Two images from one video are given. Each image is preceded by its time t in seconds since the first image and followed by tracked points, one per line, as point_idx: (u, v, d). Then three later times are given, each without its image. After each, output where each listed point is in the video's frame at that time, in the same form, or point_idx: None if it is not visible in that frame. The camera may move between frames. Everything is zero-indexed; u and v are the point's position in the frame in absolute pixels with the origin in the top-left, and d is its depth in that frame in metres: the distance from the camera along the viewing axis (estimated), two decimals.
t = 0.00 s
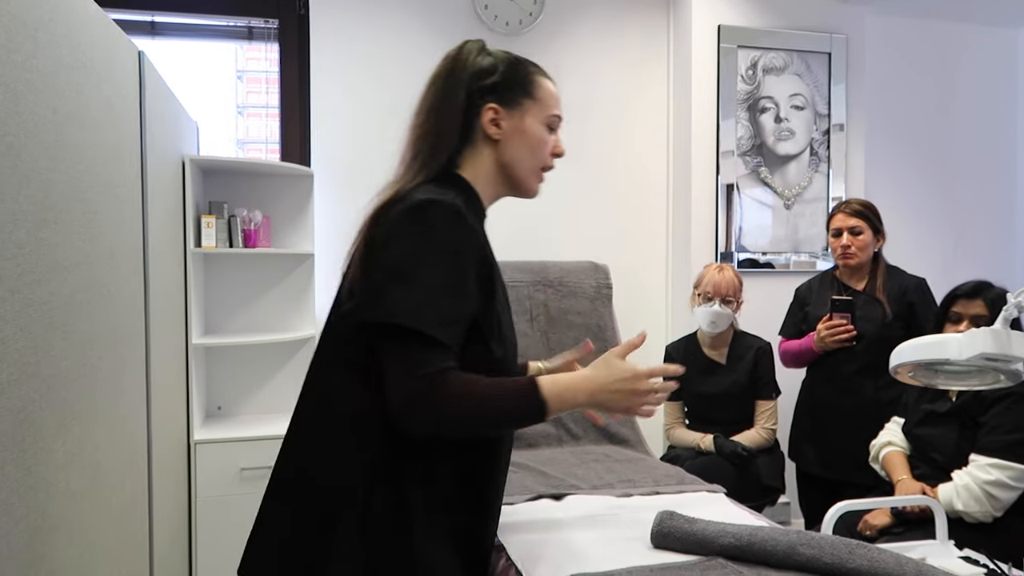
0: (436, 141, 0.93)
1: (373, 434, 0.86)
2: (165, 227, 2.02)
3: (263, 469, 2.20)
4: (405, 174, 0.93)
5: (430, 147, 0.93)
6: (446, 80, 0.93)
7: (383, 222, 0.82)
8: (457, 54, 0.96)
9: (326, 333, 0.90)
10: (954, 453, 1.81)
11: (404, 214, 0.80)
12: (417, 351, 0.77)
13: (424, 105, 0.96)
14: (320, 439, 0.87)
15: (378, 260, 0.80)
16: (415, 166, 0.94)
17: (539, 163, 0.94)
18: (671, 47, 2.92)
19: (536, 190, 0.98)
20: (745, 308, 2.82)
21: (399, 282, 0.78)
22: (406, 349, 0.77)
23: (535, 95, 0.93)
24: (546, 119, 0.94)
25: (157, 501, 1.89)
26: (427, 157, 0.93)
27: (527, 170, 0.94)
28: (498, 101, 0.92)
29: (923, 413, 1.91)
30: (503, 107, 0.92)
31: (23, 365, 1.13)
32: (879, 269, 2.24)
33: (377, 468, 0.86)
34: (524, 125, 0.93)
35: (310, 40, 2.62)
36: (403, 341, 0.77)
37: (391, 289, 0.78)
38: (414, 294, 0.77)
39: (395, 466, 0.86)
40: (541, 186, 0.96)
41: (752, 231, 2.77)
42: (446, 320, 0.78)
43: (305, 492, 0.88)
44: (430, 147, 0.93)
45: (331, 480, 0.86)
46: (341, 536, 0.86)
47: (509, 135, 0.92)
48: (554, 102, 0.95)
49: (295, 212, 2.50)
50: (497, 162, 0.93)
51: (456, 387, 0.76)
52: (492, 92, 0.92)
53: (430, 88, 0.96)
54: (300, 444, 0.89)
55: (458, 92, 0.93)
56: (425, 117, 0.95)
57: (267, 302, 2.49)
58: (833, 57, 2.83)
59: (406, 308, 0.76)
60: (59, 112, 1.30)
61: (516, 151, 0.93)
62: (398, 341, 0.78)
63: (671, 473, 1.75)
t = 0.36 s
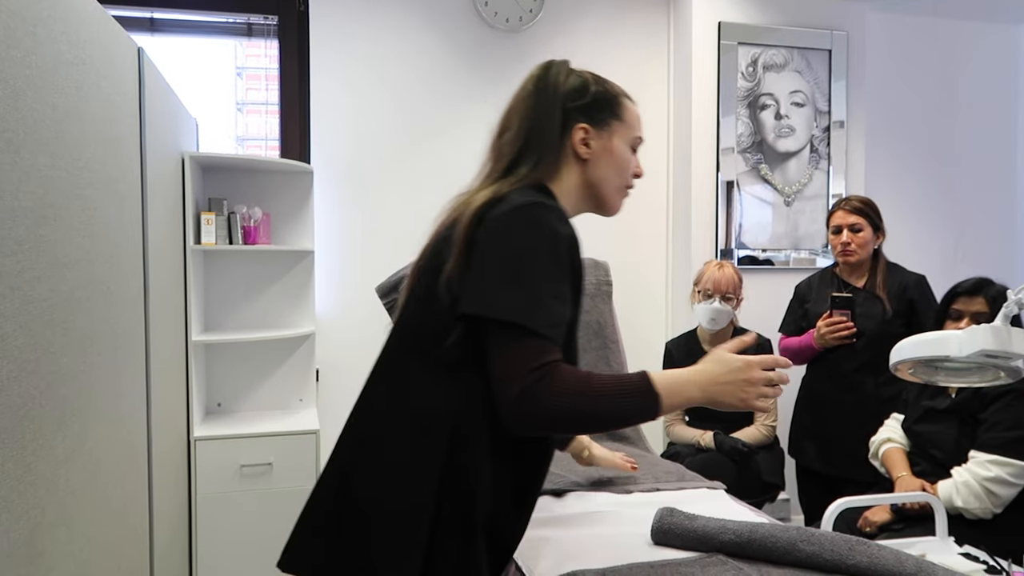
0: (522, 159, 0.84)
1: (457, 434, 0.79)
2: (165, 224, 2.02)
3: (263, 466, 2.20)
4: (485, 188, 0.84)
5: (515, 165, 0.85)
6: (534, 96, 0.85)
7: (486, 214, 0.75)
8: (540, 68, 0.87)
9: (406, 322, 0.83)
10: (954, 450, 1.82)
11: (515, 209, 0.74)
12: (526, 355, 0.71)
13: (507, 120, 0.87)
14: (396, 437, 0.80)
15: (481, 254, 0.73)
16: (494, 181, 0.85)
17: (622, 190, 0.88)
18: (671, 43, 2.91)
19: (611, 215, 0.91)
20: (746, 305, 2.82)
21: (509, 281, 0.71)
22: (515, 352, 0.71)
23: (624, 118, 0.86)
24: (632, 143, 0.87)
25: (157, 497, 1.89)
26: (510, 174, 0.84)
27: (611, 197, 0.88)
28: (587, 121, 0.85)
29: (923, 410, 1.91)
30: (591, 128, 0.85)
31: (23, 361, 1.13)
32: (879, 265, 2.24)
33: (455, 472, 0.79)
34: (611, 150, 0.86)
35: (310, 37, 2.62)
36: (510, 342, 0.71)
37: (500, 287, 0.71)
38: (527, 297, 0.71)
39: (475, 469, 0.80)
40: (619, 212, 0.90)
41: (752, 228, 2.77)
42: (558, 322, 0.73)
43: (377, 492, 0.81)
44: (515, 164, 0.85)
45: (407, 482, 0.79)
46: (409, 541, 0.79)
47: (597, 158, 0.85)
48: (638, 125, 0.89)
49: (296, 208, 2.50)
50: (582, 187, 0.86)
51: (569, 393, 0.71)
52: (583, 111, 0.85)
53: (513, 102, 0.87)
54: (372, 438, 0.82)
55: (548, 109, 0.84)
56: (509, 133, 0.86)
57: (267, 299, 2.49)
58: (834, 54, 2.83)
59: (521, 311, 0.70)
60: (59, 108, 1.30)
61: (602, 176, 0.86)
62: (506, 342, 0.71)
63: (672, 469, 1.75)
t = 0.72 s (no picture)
0: (615, 188, 0.94)
1: (583, 450, 0.86)
2: (169, 218, 2.02)
3: (268, 460, 2.21)
4: (585, 213, 0.94)
5: (608, 193, 0.95)
6: (626, 135, 0.96)
7: (644, 256, 0.86)
8: (624, 112, 1.00)
9: (531, 332, 0.86)
10: (958, 444, 1.82)
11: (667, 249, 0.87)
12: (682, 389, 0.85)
13: (596, 151, 0.97)
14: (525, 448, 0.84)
15: (650, 296, 0.84)
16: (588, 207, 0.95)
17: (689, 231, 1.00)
18: (676, 37, 2.90)
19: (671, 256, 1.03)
20: (750, 300, 2.82)
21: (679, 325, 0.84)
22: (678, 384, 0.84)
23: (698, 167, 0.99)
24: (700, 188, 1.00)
25: (162, 491, 1.89)
26: (603, 202, 0.94)
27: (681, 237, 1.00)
28: (669, 165, 0.97)
29: (927, 405, 1.91)
30: (672, 172, 0.97)
31: (28, 355, 1.13)
32: (884, 260, 2.23)
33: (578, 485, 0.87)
34: (686, 194, 0.99)
35: (313, 30, 2.61)
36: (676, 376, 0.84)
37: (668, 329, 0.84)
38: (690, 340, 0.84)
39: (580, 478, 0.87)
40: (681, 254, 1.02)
41: (756, 222, 2.76)
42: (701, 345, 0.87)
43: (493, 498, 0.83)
44: (608, 192, 0.95)
45: (523, 488, 0.84)
46: (518, 547, 0.84)
47: (674, 198, 0.97)
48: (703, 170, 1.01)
49: (300, 203, 2.50)
50: (660, 224, 0.98)
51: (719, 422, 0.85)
52: (666, 157, 0.97)
53: (603, 138, 0.98)
54: (488, 447, 0.84)
55: (638, 149, 0.96)
56: (598, 164, 0.96)
57: (271, 293, 2.49)
58: (839, 47, 2.81)
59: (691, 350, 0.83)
60: (62, 102, 1.30)
61: (676, 216, 0.98)
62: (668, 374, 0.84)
63: (675, 464, 1.75)
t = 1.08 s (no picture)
0: (683, 226, 1.06)
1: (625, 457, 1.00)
2: (173, 217, 2.02)
3: (272, 458, 2.22)
4: (657, 249, 1.05)
5: (677, 231, 1.06)
6: (686, 177, 1.08)
7: (717, 307, 1.01)
8: (675, 152, 1.12)
9: (604, 353, 0.98)
10: (963, 442, 1.81)
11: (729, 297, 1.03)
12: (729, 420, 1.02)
13: (657, 189, 1.08)
14: (590, 457, 0.97)
15: (724, 344, 1.00)
16: (658, 243, 1.06)
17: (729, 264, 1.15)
18: (680, 34, 2.89)
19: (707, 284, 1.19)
20: (753, 298, 2.82)
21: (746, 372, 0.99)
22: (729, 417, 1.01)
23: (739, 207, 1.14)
24: (740, 227, 1.15)
25: (166, 489, 1.90)
26: (673, 240, 1.06)
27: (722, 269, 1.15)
28: (719, 209, 1.11)
29: (932, 403, 1.91)
30: (721, 214, 1.11)
31: (33, 353, 1.13)
32: (888, 258, 2.23)
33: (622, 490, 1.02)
34: (730, 233, 1.13)
35: (316, 29, 2.61)
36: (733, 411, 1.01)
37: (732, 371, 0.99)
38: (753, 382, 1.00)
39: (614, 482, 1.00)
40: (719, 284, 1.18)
41: (760, 220, 2.76)
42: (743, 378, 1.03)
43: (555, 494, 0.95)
44: (676, 230, 1.06)
45: (571, 486, 0.96)
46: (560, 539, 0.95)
47: (717, 239, 1.12)
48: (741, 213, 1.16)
49: (304, 201, 2.50)
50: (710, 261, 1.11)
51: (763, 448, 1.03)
52: (716, 200, 1.11)
53: (662, 176, 1.09)
54: (551, 449, 0.96)
55: (697, 191, 1.08)
56: (664, 203, 1.07)
57: (276, 292, 2.49)
58: (844, 45, 2.80)
59: (754, 392, 0.99)
60: (67, 100, 1.30)
61: (720, 252, 1.13)
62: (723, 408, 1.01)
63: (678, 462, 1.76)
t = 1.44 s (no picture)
0: (702, 239, 1.06)
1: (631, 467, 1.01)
2: (175, 216, 2.03)
3: (274, 457, 2.22)
4: (675, 261, 1.05)
5: (695, 244, 1.06)
6: (705, 191, 1.08)
7: (732, 322, 1.02)
8: (694, 165, 1.12)
9: (622, 361, 0.99)
10: (965, 441, 1.81)
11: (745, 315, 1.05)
12: (738, 430, 1.04)
13: (676, 202, 1.08)
14: (599, 464, 0.98)
15: (739, 360, 1.01)
16: (676, 255, 1.06)
17: (744, 276, 1.15)
18: (682, 33, 2.89)
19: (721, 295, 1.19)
20: (756, 297, 2.81)
21: (761, 388, 1.01)
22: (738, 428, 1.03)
23: (756, 221, 1.14)
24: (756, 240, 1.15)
25: (169, 487, 1.90)
26: (691, 253, 1.06)
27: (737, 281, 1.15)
28: (737, 223, 1.11)
29: (934, 402, 1.91)
30: (739, 228, 1.11)
31: (36, 352, 1.14)
32: (890, 256, 2.22)
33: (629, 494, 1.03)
34: (746, 246, 1.13)
35: (318, 29, 2.61)
36: (742, 422, 1.03)
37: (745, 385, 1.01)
38: (766, 397, 1.02)
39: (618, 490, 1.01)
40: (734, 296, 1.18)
41: (762, 219, 2.75)
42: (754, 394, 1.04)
43: (565, 497, 0.96)
44: (695, 243, 1.06)
45: (578, 492, 0.97)
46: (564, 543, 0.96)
47: (732, 253, 1.11)
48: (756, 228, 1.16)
49: (306, 200, 2.50)
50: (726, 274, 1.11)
51: (771, 457, 1.05)
52: (734, 214, 1.11)
53: (681, 189, 1.09)
54: (562, 455, 0.97)
55: (716, 205, 1.08)
56: (683, 215, 1.07)
57: (278, 291, 2.50)
58: (846, 43, 2.80)
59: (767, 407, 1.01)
60: (69, 100, 1.30)
61: (736, 265, 1.13)
62: (733, 419, 1.03)
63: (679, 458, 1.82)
